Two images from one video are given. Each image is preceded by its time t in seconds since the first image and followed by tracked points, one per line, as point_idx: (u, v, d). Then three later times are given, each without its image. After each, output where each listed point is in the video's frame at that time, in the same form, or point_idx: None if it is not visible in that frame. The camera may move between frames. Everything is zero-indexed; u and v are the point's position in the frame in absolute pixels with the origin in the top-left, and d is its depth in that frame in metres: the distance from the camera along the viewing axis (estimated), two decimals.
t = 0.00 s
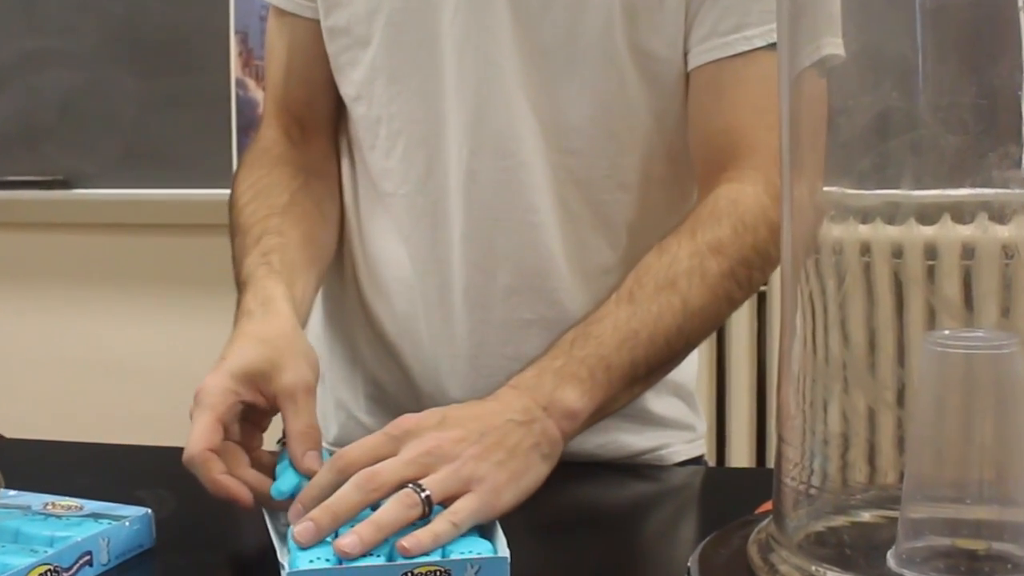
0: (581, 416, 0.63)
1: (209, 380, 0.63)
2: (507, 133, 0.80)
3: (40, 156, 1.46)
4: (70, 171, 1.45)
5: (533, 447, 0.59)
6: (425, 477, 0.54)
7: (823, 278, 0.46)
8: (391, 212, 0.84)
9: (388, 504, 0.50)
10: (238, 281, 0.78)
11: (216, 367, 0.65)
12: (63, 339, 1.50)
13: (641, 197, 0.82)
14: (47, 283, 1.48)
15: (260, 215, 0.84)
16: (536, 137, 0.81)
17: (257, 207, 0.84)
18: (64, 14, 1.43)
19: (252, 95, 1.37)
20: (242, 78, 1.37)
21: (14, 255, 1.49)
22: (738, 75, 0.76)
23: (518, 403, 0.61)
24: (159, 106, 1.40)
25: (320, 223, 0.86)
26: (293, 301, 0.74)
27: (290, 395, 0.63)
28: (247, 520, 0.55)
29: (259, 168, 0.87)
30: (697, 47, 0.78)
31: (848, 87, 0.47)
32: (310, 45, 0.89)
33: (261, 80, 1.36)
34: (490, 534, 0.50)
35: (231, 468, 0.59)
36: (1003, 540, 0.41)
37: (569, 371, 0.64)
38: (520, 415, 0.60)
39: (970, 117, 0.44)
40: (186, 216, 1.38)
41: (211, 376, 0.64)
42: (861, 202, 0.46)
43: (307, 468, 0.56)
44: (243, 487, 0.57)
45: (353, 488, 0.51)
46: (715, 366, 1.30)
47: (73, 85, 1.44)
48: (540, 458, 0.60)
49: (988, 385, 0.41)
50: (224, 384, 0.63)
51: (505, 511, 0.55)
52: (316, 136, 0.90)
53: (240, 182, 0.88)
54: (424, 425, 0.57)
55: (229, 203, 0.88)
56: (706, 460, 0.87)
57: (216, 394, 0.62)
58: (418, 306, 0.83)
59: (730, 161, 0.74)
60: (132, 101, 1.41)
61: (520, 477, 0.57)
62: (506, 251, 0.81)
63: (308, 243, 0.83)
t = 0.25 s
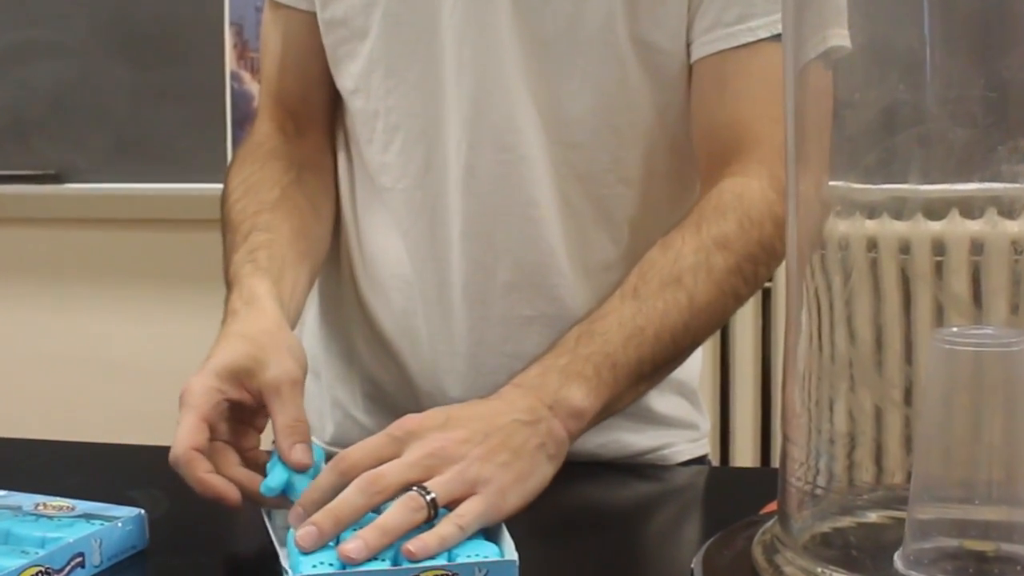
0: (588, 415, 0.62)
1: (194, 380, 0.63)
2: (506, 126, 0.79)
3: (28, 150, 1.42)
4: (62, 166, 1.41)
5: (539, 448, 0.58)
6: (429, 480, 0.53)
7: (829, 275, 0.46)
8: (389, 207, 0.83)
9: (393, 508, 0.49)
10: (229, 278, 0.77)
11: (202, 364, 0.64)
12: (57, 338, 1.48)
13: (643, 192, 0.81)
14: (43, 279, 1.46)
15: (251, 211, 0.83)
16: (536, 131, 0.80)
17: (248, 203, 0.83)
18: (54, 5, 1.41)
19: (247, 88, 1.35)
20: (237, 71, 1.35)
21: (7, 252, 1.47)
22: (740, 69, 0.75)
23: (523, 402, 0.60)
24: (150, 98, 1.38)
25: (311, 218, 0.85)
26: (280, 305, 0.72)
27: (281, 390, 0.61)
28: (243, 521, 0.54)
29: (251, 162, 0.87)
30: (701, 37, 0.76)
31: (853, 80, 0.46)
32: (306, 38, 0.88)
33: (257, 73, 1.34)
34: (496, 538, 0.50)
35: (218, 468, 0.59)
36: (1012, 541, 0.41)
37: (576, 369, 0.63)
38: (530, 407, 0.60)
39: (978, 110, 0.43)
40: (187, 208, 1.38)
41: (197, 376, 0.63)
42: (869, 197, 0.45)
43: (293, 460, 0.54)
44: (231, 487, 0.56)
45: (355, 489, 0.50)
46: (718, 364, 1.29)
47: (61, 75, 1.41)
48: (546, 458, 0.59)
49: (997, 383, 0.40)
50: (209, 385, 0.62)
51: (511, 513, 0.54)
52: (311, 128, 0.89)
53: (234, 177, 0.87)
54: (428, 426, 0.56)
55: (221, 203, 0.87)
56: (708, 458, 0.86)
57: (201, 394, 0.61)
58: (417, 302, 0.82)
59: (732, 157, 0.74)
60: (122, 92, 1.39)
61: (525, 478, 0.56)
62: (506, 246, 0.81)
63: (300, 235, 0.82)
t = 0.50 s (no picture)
0: (599, 416, 0.61)
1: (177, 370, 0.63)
2: (508, 120, 0.78)
3: (22, 143, 1.41)
4: (54, 159, 1.40)
5: (551, 449, 0.58)
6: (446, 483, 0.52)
7: (836, 270, 0.45)
8: (389, 202, 0.83)
9: (409, 512, 0.48)
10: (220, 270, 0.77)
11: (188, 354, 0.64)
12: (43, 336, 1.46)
13: (646, 186, 0.80)
14: (33, 277, 1.44)
15: (244, 204, 0.82)
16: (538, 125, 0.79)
17: (241, 196, 0.83)
18: None
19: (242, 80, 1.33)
20: (232, 63, 1.33)
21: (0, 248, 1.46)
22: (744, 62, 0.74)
23: (534, 402, 0.59)
24: (146, 92, 1.36)
25: (310, 213, 0.84)
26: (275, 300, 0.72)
27: (274, 384, 0.60)
28: (240, 522, 0.53)
29: (246, 155, 0.86)
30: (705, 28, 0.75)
31: (860, 73, 0.45)
32: (303, 29, 0.87)
33: (252, 65, 1.32)
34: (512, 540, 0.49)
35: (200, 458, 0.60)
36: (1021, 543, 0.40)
37: (588, 369, 0.62)
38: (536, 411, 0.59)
39: (988, 104, 0.43)
40: (175, 204, 1.34)
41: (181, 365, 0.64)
42: (875, 191, 0.44)
43: (275, 449, 0.54)
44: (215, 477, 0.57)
45: (369, 495, 0.49)
46: (722, 363, 1.29)
47: (56, 67, 1.40)
48: (558, 460, 0.58)
49: (1006, 382, 0.39)
50: (194, 374, 0.62)
51: (526, 518, 0.53)
52: (309, 121, 0.88)
53: (229, 169, 0.87)
54: (441, 432, 0.55)
55: (216, 198, 0.86)
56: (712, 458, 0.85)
57: (184, 383, 0.62)
58: (416, 299, 0.82)
59: (735, 153, 0.73)
60: (118, 85, 1.38)
61: (539, 481, 0.55)
62: (506, 242, 0.80)
63: (295, 226, 0.81)
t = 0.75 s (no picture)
0: (597, 411, 0.58)
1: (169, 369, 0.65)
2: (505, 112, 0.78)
3: (13, 138, 1.41)
4: (46, 153, 1.40)
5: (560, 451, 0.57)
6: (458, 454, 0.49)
7: (840, 266, 0.44)
8: (385, 196, 0.82)
9: (420, 488, 0.47)
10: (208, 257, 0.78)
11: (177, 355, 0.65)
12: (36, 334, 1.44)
13: (646, 182, 0.79)
14: (23, 274, 1.42)
15: (233, 192, 0.83)
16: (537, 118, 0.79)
17: (230, 184, 0.84)
18: None
19: (236, 71, 1.33)
20: (227, 55, 1.33)
21: None
22: (746, 56, 0.73)
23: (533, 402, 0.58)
24: (138, 84, 1.36)
25: (305, 204, 0.83)
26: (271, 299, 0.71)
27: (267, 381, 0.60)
28: (236, 523, 0.53)
29: (239, 145, 0.87)
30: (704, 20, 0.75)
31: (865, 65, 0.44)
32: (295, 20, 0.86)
33: (247, 57, 1.32)
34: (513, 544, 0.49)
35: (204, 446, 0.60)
36: None
37: (587, 361, 0.60)
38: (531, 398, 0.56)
39: (996, 96, 0.42)
40: (167, 200, 1.34)
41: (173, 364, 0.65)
42: (881, 185, 0.44)
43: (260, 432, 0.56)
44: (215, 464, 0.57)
45: (380, 471, 0.48)
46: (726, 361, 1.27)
47: (47, 59, 1.39)
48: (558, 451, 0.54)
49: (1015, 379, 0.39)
50: (187, 368, 0.64)
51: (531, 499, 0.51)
52: (304, 113, 0.87)
53: (223, 158, 0.88)
54: (444, 405, 0.52)
55: (209, 193, 0.86)
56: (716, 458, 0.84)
57: (180, 377, 0.63)
58: (413, 295, 0.81)
59: (736, 149, 0.72)
60: (111, 78, 1.37)
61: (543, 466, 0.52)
62: (504, 236, 0.79)
63: (282, 211, 0.81)
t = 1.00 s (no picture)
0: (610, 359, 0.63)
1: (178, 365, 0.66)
2: (506, 109, 0.77)
3: (5, 131, 1.40)
4: (37, 147, 1.39)
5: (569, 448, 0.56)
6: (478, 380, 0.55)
7: (847, 262, 0.43)
8: (384, 194, 0.81)
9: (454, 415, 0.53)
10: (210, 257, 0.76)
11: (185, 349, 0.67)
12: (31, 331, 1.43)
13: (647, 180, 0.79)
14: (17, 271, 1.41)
15: (231, 192, 0.82)
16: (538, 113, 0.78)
17: (228, 182, 0.83)
18: None
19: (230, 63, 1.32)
20: (221, 48, 1.32)
21: None
22: (747, 52, 0.75)
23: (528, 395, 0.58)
24: (132, 78, 1.35)
25: (305, 197, 0.82)
26: (276, 288, 0.70)
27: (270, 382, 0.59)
28: (232, 523, 0.52)
29: (234, 144, 0.86)
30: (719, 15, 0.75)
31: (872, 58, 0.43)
32: (293, 15, 0.85)
33: (242, 50, 1.31)
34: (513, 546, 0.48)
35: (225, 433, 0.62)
36: None
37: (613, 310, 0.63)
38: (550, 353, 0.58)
39: (1005, 90, 0.41)
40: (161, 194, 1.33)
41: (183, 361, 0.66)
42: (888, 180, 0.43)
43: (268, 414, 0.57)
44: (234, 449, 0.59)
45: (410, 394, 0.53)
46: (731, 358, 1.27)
47: (39, 52, 1.38)
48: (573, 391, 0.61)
49: None
50: (197, 361, 0.65)
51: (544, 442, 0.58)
52: (300, 112, 0.87)
53: (221, 159, 0.87)
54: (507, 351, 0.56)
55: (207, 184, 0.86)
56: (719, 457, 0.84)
57: (193, 372, 0.64)
58: (413, 293, 0.80)
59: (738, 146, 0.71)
60: (103, 71, 1.36)
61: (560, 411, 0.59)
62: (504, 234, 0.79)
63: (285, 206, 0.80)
